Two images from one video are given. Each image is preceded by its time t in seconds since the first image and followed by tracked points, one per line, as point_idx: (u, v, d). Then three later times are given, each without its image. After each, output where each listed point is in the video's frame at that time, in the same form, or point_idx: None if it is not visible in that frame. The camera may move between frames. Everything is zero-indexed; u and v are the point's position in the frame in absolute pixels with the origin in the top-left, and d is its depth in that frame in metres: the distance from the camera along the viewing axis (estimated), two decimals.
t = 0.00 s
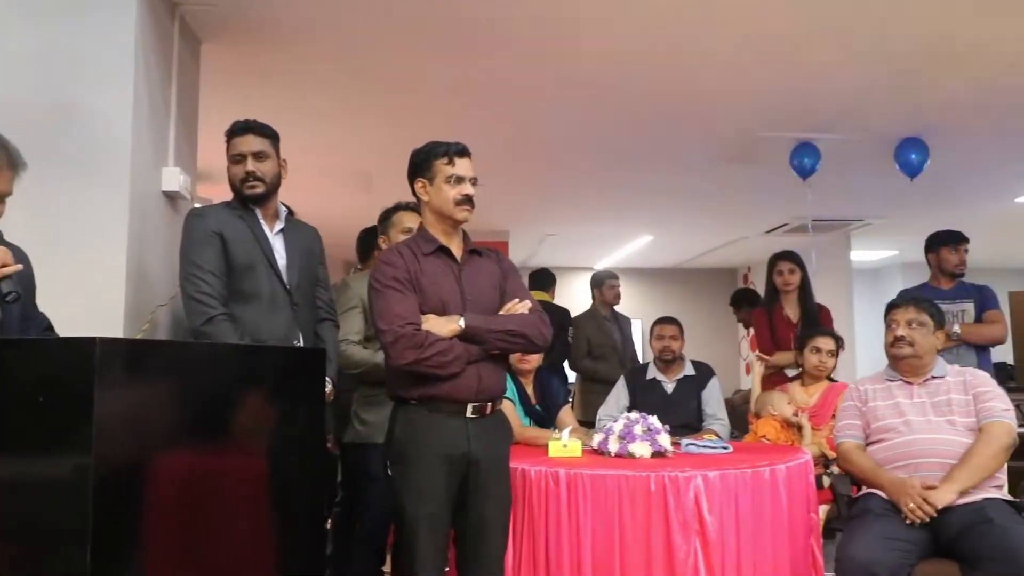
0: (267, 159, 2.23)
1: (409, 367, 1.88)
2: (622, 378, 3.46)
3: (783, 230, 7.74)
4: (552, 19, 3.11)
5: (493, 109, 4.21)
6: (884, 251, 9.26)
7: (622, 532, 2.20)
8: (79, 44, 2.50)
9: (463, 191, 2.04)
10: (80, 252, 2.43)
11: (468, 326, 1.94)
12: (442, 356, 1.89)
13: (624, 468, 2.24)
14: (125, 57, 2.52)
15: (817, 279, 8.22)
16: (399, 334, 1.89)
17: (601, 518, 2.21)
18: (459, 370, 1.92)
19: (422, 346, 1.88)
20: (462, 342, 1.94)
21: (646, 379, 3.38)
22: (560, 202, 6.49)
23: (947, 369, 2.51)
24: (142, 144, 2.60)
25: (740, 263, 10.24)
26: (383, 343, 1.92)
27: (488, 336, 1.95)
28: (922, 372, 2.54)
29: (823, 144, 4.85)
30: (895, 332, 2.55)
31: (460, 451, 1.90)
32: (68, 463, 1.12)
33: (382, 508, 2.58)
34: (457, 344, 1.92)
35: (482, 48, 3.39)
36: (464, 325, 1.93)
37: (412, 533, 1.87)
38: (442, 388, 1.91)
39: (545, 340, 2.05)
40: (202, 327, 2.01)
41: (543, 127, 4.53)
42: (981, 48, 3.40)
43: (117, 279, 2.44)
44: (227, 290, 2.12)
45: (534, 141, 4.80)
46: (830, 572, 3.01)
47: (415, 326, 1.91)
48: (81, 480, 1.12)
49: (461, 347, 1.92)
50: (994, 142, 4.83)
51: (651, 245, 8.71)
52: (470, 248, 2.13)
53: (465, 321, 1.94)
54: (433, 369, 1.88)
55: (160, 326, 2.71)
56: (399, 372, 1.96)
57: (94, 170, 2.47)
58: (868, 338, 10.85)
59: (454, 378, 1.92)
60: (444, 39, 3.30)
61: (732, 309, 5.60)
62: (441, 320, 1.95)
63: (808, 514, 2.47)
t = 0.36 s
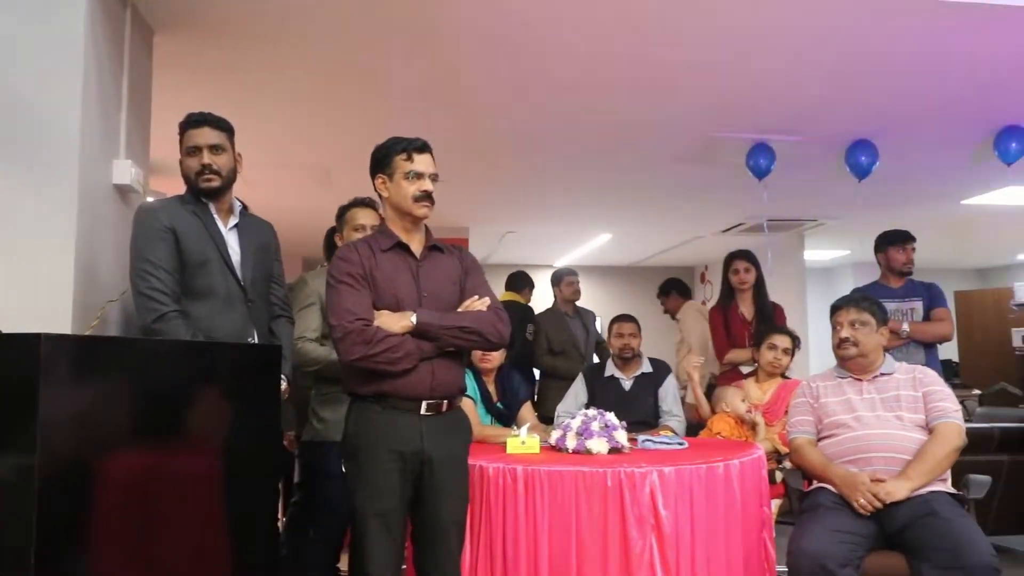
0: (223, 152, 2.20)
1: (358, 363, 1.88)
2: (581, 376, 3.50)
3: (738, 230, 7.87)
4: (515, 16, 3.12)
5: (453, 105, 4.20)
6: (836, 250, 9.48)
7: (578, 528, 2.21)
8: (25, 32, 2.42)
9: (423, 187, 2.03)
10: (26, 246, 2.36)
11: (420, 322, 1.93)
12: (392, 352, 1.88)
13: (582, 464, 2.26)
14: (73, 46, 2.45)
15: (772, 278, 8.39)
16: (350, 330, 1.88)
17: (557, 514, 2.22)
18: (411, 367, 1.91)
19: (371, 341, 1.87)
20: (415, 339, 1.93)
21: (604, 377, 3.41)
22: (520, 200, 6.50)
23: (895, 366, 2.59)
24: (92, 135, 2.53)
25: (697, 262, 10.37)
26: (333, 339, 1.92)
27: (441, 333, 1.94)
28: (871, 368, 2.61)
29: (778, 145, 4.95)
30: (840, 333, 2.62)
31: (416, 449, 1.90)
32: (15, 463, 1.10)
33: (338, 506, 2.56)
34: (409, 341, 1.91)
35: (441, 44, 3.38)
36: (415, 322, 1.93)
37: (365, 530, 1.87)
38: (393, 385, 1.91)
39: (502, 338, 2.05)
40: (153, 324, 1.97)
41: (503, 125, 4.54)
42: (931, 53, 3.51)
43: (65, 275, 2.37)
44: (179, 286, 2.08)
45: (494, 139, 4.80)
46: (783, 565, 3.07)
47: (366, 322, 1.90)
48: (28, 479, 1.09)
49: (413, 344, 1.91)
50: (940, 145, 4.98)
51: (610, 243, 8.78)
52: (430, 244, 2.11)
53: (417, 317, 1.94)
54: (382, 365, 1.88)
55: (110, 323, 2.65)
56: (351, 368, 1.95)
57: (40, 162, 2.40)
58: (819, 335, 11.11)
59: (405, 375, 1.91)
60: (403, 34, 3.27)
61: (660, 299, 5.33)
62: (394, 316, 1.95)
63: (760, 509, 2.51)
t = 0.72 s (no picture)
0: (180, 143, 2.15)
1: (319, 357, 1.86)
2: (542, 370, 3.51)
3: (698, 226, 7.97)
4: (480, 9, 3.11)
5: (415, 98, 4.18)
6: (793, 247, 9.67)
7: (538, 521, 2.22)
8: None
9: (385, 180, 2.01)
10: None
11: (383, 317, 1.91)
12: (354, 346, 1.86)
13: (542, 458, 2.27)
14: (21, 31, 2.38)
15: (731, 273, 8.52)
16: (311, 324, 1.86)
17: (517, 507, 2.23)
18: (373, 362, 1.90)
19: (332, 336, 1.85)
20: (377, 334, 1.92)
21: (564, 371, 3.43)
22: (482, 195, 6.50)
23: (849, 360, 2.65)
24: (41, 123, 2.46)
25: (658, 257, 10.47)
26: (294, 333, 1.90)
27: (405, 328, 1.93)
28: (826, 362, 2.67)
29: (738, 142, 5.03)
30: (797, 328, 2.67)
31: (376, 444, 1.88)
32: None
33: (297, 502, 2.54)
34: (371, 335, 1.90)
35: (403, 35, 3.36)
36: (378, 316, 1.91)
37: (324, 525, 1.85)
38: (354, 380, 1.89)
39: (465, 333, 2.05)
40: (104, 318, 1.93)
41: (464, 119, 4.53)
42: (886, 54, 3.60)
43: (12, 266, 2.30)
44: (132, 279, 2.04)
45: (456, 132, 4.78)
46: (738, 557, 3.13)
47: (328, 315, 1.89)
48: None
49: (375, 338, 1.90)
50: (892, 145, 5.11)
51: (572, 238, 8.82)
52: (392, 239, 2.09)
53: (380, 312, 1.92)
54: (345, 359, 1.86)
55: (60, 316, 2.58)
56: (312, 363, 1.94)
57: None
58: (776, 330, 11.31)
59: (367, 369, 1.90)
60: (364, 25, 3.24)
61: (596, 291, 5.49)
62: (356, 310, 1.93)
63: (718, 501, 2.55)
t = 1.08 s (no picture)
0: (139, 131, 2.10)
1: (288, 351, 1.84)
2: (505, 363, 3.51)
3: (661, 220, 8.05)
4: (448, 0, 3.10)
5: (378, 89, 4.14)
6: (753, 241, 9.80)
7: (501, 513, 2.23)
8: None
9: (351, 172, 2.00)
10: None
11: (353, 310, 1.90)
12: (324, 340, 1.85)
13: (504, 450, 2.27)
14: None
15: (693, 267, 8.63)
16: (280, 317, 1.84)
17: (480, 500, 2.23)
18: (342, 355, 1.89)
19: (304, 329, 1.83)
20: (346, 327, 1.90)
21: (528, 364, 3.43)
22: (446, 187, 6.47)
23: (806, 353, 2.70)
24: None
25: (621, 251, 10.55)
26: (262, 326, 1.86)
27: (373, 321, 1.92)
28: (785, 354, 2.72)
29: (701, 138, 5.08)
30: (754, 321, 2.71)
31: (341, 437, 1.87)
32: None
33: (257, 495, 2.52)
34: (340, 328, 1.88)
35: (366, 26, 3.33)
36: (348, 309, 1.89)
37: (289, 520, 1.84)
38: (323, 373, 1.88)
39: (431, 325, 2.05)
40: (56, 310, 1.89)
41: (429, 111, 4.51)
42: (847, 53, 3.67)
43: None
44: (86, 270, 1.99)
45: (421, 124, 4.76)
46: (699, 546, 3.18)
47: (297, 309, 1.86)
48: None
49: (344, 332, 1.89)
50: (850, 142, 5.22)
51: (536, 232, 8.85)
52: (356, 231, 2.08)
53: (350, 304, 1.91)
54: (314, 353, 1.84)
55: (11, 308, 2.51)
56: (279, 356, 1.91)
57: None
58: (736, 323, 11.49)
59: (336, 363, 1.88)
60: (327, 14, 3.21)
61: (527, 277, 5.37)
62: (325, 303, 1.91)
63: (679, 492, 2.58)
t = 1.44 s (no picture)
0: (95, 120, 2.01)
1: (251, 345, 1.81)
2: (469, 356, 3.51)
3: (624, 214, 8.11)
4: None
5: (341, 81, 4.10)
6: (714, 236, 9.92)
7: (463, 506, 2.23)
8: None
9: (311, 163, 1.98)
10: None
11: (315, 303, 1.88)
12: (287, 333, 1.83)
13: (466, 443, 2.27)
14: None
15: (655, 261, 8.71)
16: (243, 310, 1.81)
17: (442, 493, 2.23)
18: (305, 348, 1.87)
19: (267, 323, 1.81)
20: (309, 319, 1.89)
21: (491, 357, 3.43)
22: (410, 179, 6.44)
23: (764, 346, 2.75)
24: None
25: (585, 245, 10.61)
26: (224, 320, 1.84)
27: (336, 313, 1.91)
28: (743, 347, 2.76)
29: (664, 133, 5.13)
30: (713, 314, 2.75)
31: (303, 431, 1.85)
32: None
33: (217, 492, 2.49)
34: (303, 321, 1.87)
35: (329, 16, 3.29)
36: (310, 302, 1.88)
37: (249, 514, 1.82)
38: (287, 366, 1.86)
39: (393, 317, 2.03)
40: (6, 301, 1.85)
41: (393, 103, 4.48)
42: (809, 51, 3.73)
43: None
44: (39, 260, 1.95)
45: (385, 116, 4.73)
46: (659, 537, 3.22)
47: (260, 302, 1.84)
48: None
49: (307, 324, 1.87)
50: (809, 138, 5.31)
51: (500, 225, 8.85)
52: (316, 223, 2.06)
53: (312, 297, 1.89)
54: (277, 346, 1.82)
55: None
56: (240, 349, 1.88)
57: None
58: (697, 316, 11.63)
59: (299, 356, 1.87)
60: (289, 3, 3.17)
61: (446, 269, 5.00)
62: (287, 296, 1.89)
63: (640, 484, 2.60)
